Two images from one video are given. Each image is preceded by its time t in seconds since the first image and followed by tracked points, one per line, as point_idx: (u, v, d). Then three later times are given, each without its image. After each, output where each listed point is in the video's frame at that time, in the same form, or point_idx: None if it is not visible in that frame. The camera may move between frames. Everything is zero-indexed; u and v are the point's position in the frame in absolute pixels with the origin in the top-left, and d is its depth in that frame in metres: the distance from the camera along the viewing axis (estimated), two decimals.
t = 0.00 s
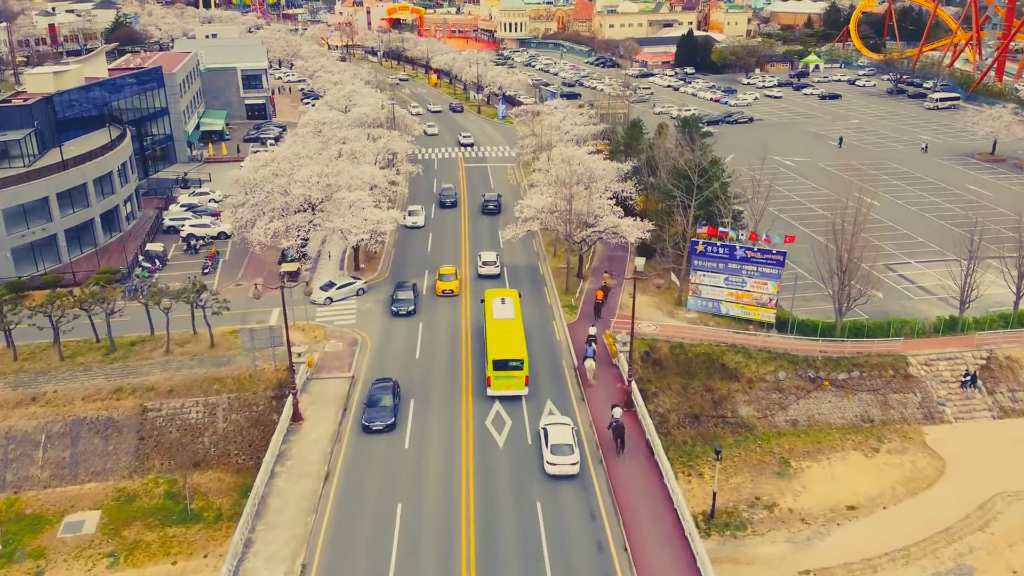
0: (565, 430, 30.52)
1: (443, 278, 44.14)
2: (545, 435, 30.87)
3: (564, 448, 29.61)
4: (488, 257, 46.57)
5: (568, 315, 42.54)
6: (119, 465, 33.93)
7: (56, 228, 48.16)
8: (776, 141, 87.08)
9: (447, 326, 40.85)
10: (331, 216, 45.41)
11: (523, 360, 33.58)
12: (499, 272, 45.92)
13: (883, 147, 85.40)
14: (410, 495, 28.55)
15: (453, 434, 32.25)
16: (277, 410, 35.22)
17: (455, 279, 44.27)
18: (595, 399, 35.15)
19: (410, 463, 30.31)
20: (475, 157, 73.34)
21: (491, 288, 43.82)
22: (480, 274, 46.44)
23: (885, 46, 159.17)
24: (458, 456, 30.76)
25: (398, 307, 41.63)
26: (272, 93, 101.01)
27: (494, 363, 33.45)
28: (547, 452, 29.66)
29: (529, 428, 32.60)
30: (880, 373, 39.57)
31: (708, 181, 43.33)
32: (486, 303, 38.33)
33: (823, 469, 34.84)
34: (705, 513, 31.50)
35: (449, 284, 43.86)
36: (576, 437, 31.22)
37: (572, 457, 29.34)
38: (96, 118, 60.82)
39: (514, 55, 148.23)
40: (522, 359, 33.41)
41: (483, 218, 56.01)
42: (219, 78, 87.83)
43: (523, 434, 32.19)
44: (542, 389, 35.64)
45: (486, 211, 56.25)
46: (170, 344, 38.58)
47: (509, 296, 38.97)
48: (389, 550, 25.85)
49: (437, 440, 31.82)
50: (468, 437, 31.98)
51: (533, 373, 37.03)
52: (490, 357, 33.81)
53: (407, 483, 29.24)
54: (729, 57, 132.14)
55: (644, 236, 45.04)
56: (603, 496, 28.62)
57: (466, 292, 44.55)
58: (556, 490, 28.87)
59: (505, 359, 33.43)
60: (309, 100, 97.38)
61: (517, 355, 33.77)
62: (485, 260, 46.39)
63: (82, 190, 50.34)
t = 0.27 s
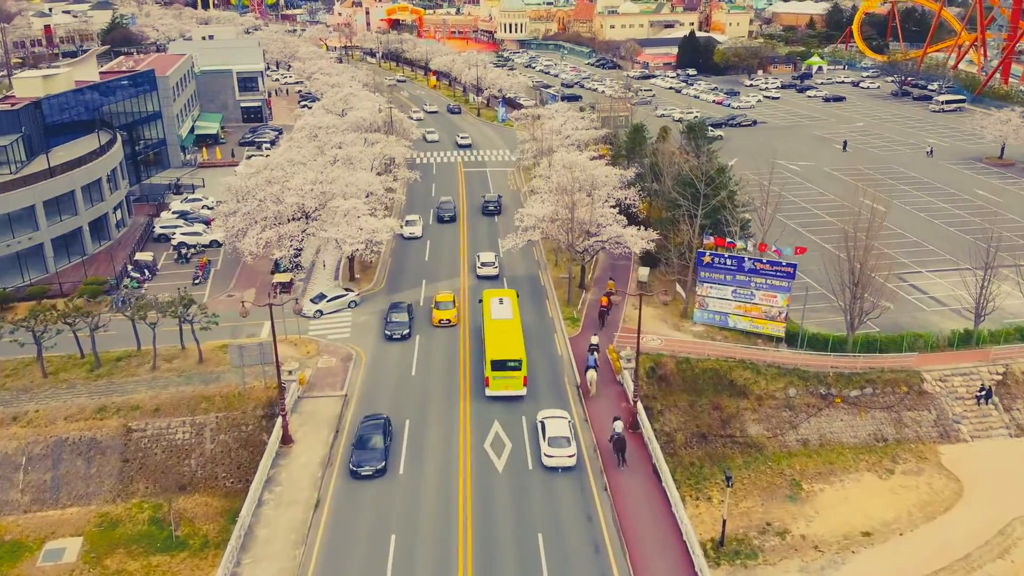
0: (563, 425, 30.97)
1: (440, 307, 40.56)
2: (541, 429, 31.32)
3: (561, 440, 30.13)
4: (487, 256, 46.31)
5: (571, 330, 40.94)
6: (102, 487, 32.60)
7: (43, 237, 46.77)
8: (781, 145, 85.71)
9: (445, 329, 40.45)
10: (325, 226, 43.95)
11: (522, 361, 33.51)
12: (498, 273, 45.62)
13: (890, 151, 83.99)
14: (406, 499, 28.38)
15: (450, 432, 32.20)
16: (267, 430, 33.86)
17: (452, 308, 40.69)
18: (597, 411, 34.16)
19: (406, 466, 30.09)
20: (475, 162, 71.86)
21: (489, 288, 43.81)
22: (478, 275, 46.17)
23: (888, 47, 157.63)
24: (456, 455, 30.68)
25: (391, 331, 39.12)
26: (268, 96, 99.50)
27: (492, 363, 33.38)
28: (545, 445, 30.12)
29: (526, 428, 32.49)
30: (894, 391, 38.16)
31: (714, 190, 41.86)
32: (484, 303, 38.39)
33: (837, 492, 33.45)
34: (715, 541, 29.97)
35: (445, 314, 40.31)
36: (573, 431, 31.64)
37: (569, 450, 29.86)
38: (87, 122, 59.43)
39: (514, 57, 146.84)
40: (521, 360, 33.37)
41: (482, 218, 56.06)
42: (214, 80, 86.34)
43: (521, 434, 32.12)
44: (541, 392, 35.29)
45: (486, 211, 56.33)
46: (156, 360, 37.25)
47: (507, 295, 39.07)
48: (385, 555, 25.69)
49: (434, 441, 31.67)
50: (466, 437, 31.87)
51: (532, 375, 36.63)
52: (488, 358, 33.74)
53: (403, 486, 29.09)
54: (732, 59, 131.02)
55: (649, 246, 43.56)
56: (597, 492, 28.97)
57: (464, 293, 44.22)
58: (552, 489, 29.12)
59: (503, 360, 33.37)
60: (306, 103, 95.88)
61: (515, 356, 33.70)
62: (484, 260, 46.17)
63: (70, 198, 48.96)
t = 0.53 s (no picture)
0: (559, 417, 31.25)
1: (436, 341, 37.28)
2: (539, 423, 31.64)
3: (558, 433, 30.34)
4: (485, 258, 46.17)
5: (573, 344, 39.40)
6: (84, 513, 31.26)
7: (28, 247, 45.34)
8: (785, 148, 84.31)
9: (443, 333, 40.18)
10: (319, 236, 42.53)
11: (520, 361, 33.67)
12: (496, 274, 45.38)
13: (897, 155, 82.57)
14: (402, 505, 28.05)
15: (448, 432, 32.14)
16: (255, 451, 32.46)
17: (449, 342, 37.43)
18: (599, 426, 33.02)
19: (404, 470, 29.81)
20: (474, 166, 70.39)
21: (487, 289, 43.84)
22: (477, 276, 46.01)
23: (892, 48, 156.11)
24: (454, 456, 30.52)
25: (384, 359, 36.61)
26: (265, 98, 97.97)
27: (490, 363, 33.55)
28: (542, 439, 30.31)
29: (524, 429, 32.35)
30: (909, 409, 36.73)
31: (722, 200, 40.40)
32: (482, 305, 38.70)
33: (851, 517, 32.05)
34: (725, 570, 28.45)
35: (442, 349, 37.04)
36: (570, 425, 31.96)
37: (565, 442, 30.12)
38: (77, 127, 58.03)
39: (514, 58, 145.36)
40: (519, 360, 33.55)
41: (482, 219, 56.05)
42: (209, 83, 84.81)
43: (519, 434, 31.96)
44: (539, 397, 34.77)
45: (486, 213, 56.33)
46: (142, 378, 35.90)
47: (505, 297, 39.53)
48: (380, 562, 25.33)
49: (432, 444, 31.35)
50: (463, 439, 31.66)
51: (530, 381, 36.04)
52: (486, 358, 33.90)
53: (400, 491, 28.78)
54: (735, 61, 129.60)
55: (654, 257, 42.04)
56: (600, 511, 27.93)
57: (462, 294, 44.04)
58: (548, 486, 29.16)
59: (501, 360, 33.54)
60: (303, 106, 94.36)
61: (513, 356, 33.90)
62: (482, 261, 46.03)
63: (57, 206, 47.54)
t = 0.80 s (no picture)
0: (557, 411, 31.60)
1: (430, 384, 33.73)
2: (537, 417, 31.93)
3: (554, 427, 30.61)
4: (483, 258, 45.88)
5: (575, 359, 37.87)
6: (64, 540, 29.91)
7: (13, 257, 43.93)
8: (790, 152, 82.88)
9: (440, 336, 39.80)
10: (312, 245, 41.15)
11: (517, 361, 33.53)
12: (495, 273, 45.20)
13: (903, 159, 81.17)
14: (397, 524, 27.09)
15: (444, 434, 31.91)
16: (243, 475, 31.09)
17: (445, 384, 33.82)
18: (601, 436, 32.16)
19: (401, 471, 29.71)
20: (473, 171, 68.96)
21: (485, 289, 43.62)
22: (475, 276, 45.87)
23: (895, 49, 154.70)
24: (451, 459, 30.30)
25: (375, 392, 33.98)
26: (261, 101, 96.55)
27: (488, 363, 33.41)
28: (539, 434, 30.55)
29: (524, 429, 32.44)
30: (925, 428, 35.31)
31: (729, 208, 38.96)
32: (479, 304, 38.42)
33: (866, 544, 30.66)
34: None
35: (437, 393, 33.48)
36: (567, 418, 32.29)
37: (562, 436, 30.39)
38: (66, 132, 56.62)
39: (514, 60, 143.91)
40: (516, 360, 33.39)
41: (482, 219, 55.85)
42: (204, 85, 83.41)
43: (516, 434, 31.99)
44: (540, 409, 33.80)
45: (487, 213, 56.02)
46: (127, 397, 34.52)
47: (503, 296, 39.21)
48: (374, 571, 24.90)
49: (429, 453, 30.77)
50: (460, 445, 31.19)
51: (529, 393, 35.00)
52: (483, 358, 33.75)
53: (397, 496, 28.46)
54: (737, 62, 128.17)
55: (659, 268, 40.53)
56: (595, 507, 28.08)
57: (461, 295, 43.88)
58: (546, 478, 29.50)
59: (499, 360, 33.38)
60: (300, 109, 92.99)
61: (511, 356, 33.77)
62: (481, 262, 45.81)
63: (44, 214, 46.13)
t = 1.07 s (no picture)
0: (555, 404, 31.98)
1: (423, 438, 30.11)
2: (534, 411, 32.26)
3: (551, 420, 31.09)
4: (482, 258, 45.59)
5: (576, 375, 36.27)
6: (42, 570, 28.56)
7: None
8: (795, 155, 81.38)
9: (438, 339, 39.35)
10: (305, 256, 39.69)
11: (515, 361, 33.33)
12: (493, 274, 45.04)
13: (910, 163, 79.77)
14: (390, 557, 25.57)
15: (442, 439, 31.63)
16: (230, 500, 29.73)
17: (439, 438, 30.17)
18: (603, 447, 31.38)
19: (398, 473, 29.61)
20: (472, 176, 67.54)
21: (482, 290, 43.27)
22: (473, 275, 45.66)
23: (898, 50, 153.28)
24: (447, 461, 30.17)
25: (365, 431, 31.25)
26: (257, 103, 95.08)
27: (485, 364, 33.19)
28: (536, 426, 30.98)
29: (522, 427, 32.57)
30: (942, 448, 33.90)
31: (737, 219, 37.54)
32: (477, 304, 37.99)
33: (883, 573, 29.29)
34: None
35: (430, 448, 29.81)
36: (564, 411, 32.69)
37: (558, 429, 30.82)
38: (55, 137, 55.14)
39: (514, 61, 142.39)
40: (514, 360, 33.17)
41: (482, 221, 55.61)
42: (199, 88, 82.04)
43: (513, 434, 32.07)
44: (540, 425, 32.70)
45: (487, 215, 55.71)
46: (111, 417, 33.10)
47: (500, 295, 38.69)
48: None
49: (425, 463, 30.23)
50: (457, 454, 30.72)
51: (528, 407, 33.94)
52: (481, 358, 33.52)
53: (394, 499, 28.31)
54: (739, 64, 126.70)
55: (664, 280, 39.07)
56: (591, 505, 28.08)
57: (459, 294, 43.74)
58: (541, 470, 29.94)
59: (496, 361, 33.16)
60: (297, 111, 91.57)
61: (508, 356, 33.56)
62: (479, 262, 45.61)
63: (29, 223, 44.66)
